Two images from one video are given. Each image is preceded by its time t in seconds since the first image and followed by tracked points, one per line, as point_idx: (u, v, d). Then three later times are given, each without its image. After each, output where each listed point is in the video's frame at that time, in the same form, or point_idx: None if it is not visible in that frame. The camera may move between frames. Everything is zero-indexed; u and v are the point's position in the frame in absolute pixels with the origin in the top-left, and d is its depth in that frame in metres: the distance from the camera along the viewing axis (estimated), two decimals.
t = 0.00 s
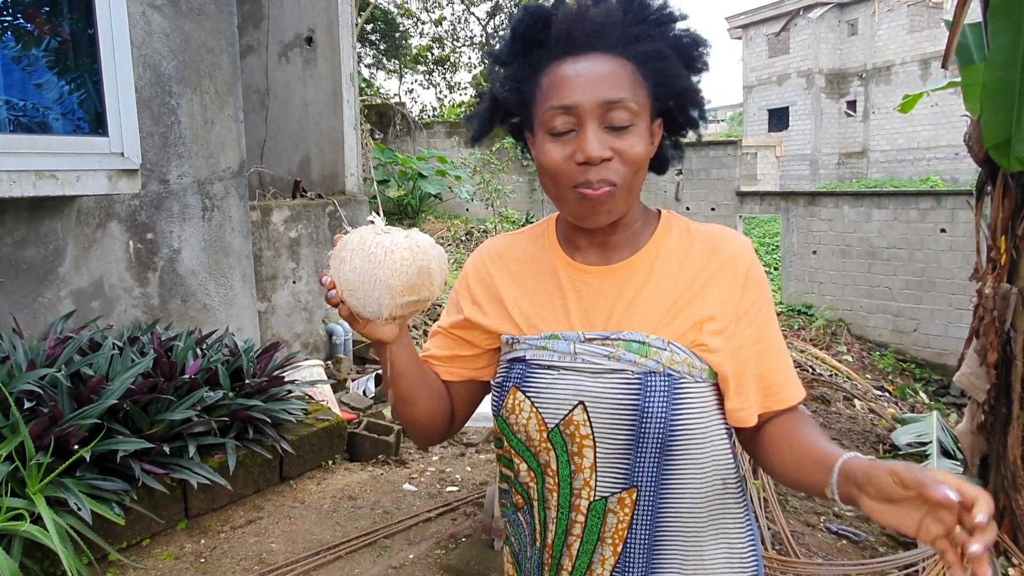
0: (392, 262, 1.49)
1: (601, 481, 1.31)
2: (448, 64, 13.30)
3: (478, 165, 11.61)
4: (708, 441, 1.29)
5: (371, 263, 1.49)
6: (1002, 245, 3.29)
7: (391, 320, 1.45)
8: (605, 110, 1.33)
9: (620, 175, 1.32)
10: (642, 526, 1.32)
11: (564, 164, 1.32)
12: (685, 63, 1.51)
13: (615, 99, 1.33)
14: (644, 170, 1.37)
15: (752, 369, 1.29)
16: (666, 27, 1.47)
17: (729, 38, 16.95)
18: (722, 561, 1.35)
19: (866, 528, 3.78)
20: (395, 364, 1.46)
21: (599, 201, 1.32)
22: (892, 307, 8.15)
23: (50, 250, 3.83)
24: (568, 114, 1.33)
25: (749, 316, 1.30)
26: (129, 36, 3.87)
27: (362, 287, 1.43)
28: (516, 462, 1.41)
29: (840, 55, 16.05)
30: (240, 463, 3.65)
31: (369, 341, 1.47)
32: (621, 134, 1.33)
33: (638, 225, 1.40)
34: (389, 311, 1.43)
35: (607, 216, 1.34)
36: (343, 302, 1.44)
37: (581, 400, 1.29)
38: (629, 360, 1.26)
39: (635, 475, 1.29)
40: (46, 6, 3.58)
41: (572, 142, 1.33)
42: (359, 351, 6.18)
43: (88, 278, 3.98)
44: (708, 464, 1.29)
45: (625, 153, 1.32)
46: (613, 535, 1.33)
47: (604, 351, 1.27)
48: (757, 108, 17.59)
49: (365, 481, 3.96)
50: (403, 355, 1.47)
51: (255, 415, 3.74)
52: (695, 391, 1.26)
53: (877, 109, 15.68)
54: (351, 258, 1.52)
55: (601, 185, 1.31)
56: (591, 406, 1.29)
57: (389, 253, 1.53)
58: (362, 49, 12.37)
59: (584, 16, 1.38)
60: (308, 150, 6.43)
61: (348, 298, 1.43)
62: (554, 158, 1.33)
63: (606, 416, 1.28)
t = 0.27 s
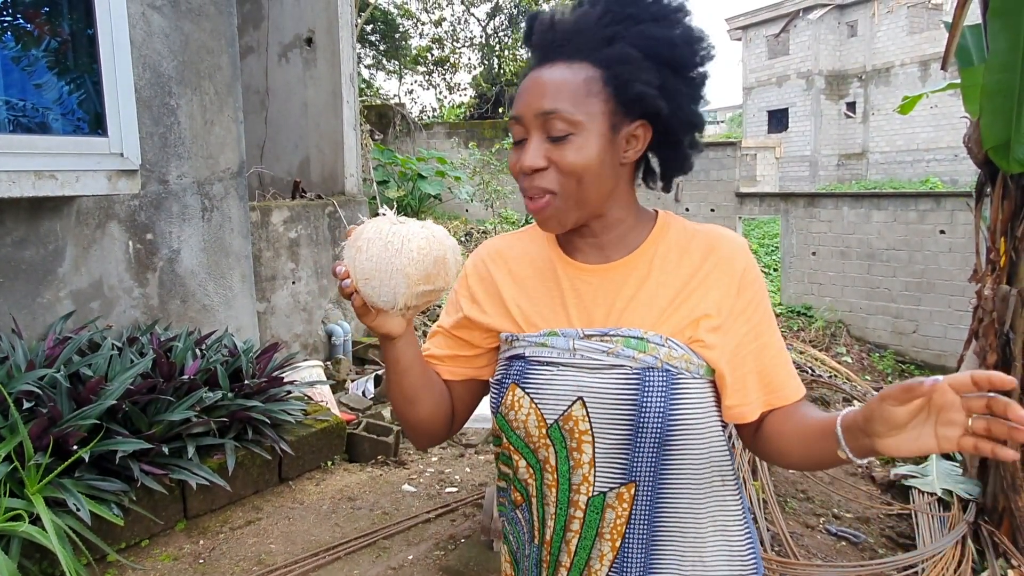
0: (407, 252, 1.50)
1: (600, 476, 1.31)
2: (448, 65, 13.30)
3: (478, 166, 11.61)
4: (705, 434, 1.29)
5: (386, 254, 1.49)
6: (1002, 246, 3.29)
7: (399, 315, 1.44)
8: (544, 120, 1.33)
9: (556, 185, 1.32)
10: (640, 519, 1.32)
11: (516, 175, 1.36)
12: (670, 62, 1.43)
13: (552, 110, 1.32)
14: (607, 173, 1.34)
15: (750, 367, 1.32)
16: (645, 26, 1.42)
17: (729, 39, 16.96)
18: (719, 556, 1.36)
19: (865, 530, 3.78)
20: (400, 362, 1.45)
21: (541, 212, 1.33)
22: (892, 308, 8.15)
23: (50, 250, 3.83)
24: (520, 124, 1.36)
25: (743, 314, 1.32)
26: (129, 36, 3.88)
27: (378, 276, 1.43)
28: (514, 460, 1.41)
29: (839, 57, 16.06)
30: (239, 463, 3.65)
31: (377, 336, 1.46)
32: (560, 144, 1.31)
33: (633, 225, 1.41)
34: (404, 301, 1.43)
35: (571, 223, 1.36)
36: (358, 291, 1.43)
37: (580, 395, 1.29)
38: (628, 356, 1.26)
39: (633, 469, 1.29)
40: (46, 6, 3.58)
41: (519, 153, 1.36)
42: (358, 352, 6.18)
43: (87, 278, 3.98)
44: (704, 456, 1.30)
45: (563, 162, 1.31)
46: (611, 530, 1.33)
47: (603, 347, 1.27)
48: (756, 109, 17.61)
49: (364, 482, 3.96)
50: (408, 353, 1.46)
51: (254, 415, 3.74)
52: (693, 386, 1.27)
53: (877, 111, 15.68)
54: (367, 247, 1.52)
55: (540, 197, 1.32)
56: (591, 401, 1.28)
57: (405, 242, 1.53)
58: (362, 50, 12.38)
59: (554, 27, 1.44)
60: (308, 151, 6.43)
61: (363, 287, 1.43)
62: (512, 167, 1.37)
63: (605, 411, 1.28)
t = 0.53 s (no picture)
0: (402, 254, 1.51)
1: (600, 471, 1.31)
2: (447, 65, 13.30)
3: (477, 167, 11.61)
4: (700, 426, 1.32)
5: (380, 256, 1.50)
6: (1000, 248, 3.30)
7: (395, 316, 1.44)
8: (565, 119, 1.32)
9: (586, 180, 1.31)
10: (640, 515, 1.32)
11: (533, 177, 1.33)
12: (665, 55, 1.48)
13: (576, 108, 1.31)
14: (621, 171, 1.35)
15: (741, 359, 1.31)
16: (643, 26, 1.45)
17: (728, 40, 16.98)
18: (718, 550, 1.36)
19: (863, 530, 3.77)
20: (395, 362, 1.45)
21: (569, 208, 1.32)
22: (890, 309, 8.15)
23: (47, 250, 3.83)
24: (534, 126, 1.34)
25: (737, 306, 1.31)
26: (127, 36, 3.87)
27: (374, 277, 1.43)
28: (512, 458, 1.40)
29: (838, 58, 16.08)
30: (237, 463, 3.64)
31: (372, 336, 1.46)
32: (584, 142, 1.31)
33: (628, 223, 1.40)
34: (399, 302, 1.44)
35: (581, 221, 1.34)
36: (353, 292, 1.43)
37: (579, 391, 1.28)
38: (625, 351, 1.25)
39: (633, 463, 1.30)
40: (44, 6, 3.57)
41: (538, 154, 1.33)
42: (356, 352, 6.17)
43: (84, 278, 3.98)
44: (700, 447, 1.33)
45: (589, 160, 1.30)
46: (612, 526, 1.32)
47: (601, 343, 1.27)
48: (755, 110, 17.62)
49: (362, 483, 3.95)
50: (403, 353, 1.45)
51: (252, 416, 3.74)
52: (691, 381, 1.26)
53: (876, 112, 15.69)
54: (361, 249, 1.53)
55: (567, 194, 1.31)
56: (589, 397, 1.28)
57: (399, 244, 1.55)
58: (361, 50, 12.37)
59: (552, 27, 1.41)
60: (306, 151, 6.42)
61: (358, 288, 1.42)
62: (524, 169, 1.35)
63: (604, 406, 1.28)
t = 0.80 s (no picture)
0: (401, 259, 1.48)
1: (588, 469, 1.31)
2: (445, 65, 13.29)
3: (475, 167, 11.60)
4: (691, 427, 1.30)
5: (380, 260, 1.47)
6: (997, 248, 3.30)
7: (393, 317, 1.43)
8: (551, 121, 1.32)
9: (569, 182, 1.31)
10: (629, 513, 1.31)
11: (517, 175, 1.35)
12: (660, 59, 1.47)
13: (561, 111, 1.31)
14: (609, 171, 1.35)
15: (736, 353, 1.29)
16: (636, 26, 1.44)
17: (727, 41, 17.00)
18: (708, 552, 1.34)
19: (861, 530, 3.77)
20: (393, 361, 1.44)
21: (553, 208, 1.32)
22: (889, 309, 8.15)
23: (45, 249, 3.82)
24: (520, 127, 1.35)
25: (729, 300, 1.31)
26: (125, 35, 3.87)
27: (374, 282, 1.40)
28: (504, 456, 1.40)
29: (837, 59, 16.09)
30: (234, 463, 3.64)
31: (370, 337, 1.44)
32: (569, 145, 1.31)
33: (621, 221, 1.40)
34: (399, 306, 1.41)
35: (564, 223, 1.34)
36: (353, 296, 1.40)
37: (568, 390, 1.29)
38: (614, 351, 1.26)
39: (621, 462, 1.29)
40: (42, 5, 3.57)
41: (523, 155, 1.34)
42: (355, 352, 6.17)
43: (82, 277, 3.97)
44: (691, 448, 1.31)
45: (572, 162, 1.30)
46: (601, 524, 1.32)
47: (589, 342, 1.27)
48: (754, 111, 17.64)
49: (360, 482, 3.95)
50: (401, 352, 1.45)
51: (250, 415, 3.73)
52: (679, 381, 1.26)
53: (875, 112, 15.71)
54: (362, 253, 1.49)
55: (550, 194, 1.31)
56: (578, 396, 1.29)
57: (399, 249, 1.51)
58: (360, 50, 12.37)
59: (543, 27, 1.41)
60: (305, 151, 6.42)
61: (357, 292, 1.40)
62: (511, 168, 1.36)
63: (593, 405, 1.28)
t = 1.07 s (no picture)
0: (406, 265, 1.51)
1: (593, 469, 1.31)
2: (445, 66, 13.29)
3: (475, 167, 11.60)
4: (694, 425, 1.31)
5: (384, 266, 1.51)
6: (997, 248, 3.30)
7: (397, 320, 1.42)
8: (593, 132, 1.31)
9: (613, 192, 1.33)
10: (634, 512, 1.31)
11: (552, 187, 1.33)
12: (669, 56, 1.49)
13: (603, 121, 1.31)
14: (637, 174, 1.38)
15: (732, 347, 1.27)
16: (649, 25, 1.45)
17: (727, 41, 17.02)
18: (714, 550, 1.34)
19: (860, 530, 3.77)
20: (396, 364, 1.44)
21: (593, 218, 1.33)
22: (888, 310, 8.15)
23: (44, 249, 3.82)
24: (556, 138, 1.32)
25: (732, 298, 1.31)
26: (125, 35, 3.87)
27: (377, 288, 1.44)
28: (507, 456, 1.41)
29: (836, 59, 16.10)
30: (234, 462, 3.64)
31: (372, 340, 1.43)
32: (610, 154, 1.32)
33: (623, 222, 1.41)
34: (402, 311, 1.45)
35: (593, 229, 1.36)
36: (355, 301, 1.41)
37: (572, 389, 1.29)
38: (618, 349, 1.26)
39: (626, 460, 1.30)
40: (42, 5, 3.57)
41: (563, 166, 1.32)
42: (354, 352, 6.17)
43: (82, 277, 3.97)
44: (694, 446, 1.32)
45: (614, 170, 1.32)
46: (606, 523, 1.32)
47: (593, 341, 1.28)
48: (754, 112, 17.73)
49: (359, 482, 3.94)
50: (404, 354, 1.45)
51: (249, 415, 3.73)
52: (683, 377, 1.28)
53: (875, 113, 15.71)
54: (365, 258, 1.53)
55: (593, 205, 1.32)
56: (582, 395, 1.29)
57: (403, 254, 1.55)
58: (359, 50, 12.38)
59: (566, 28, 1.36)
60: (305, 150, 6.42)
61: (361, 297, 1.42)
62: (542, 179, 1.33)
63: (597, 403, 1.29)
